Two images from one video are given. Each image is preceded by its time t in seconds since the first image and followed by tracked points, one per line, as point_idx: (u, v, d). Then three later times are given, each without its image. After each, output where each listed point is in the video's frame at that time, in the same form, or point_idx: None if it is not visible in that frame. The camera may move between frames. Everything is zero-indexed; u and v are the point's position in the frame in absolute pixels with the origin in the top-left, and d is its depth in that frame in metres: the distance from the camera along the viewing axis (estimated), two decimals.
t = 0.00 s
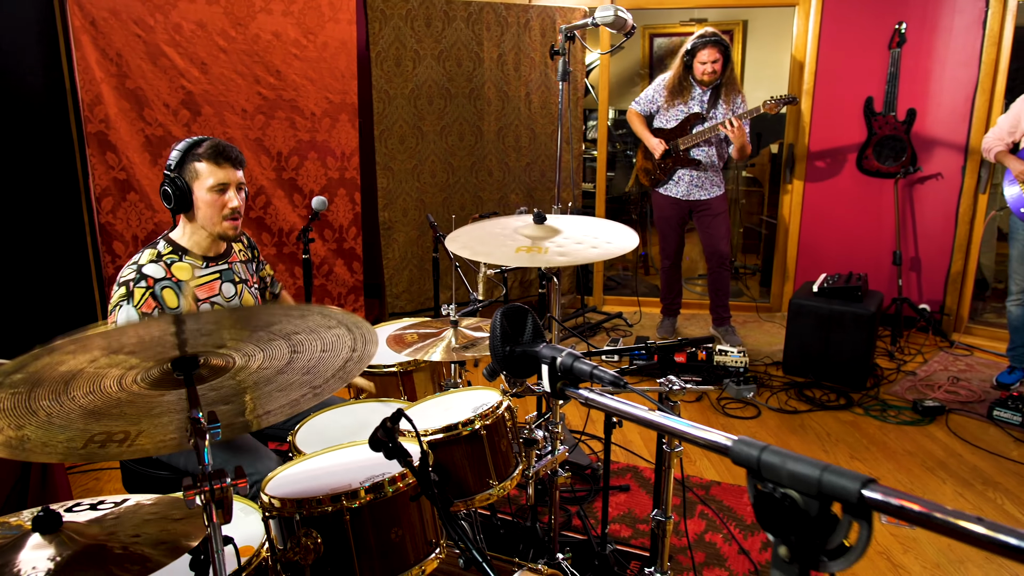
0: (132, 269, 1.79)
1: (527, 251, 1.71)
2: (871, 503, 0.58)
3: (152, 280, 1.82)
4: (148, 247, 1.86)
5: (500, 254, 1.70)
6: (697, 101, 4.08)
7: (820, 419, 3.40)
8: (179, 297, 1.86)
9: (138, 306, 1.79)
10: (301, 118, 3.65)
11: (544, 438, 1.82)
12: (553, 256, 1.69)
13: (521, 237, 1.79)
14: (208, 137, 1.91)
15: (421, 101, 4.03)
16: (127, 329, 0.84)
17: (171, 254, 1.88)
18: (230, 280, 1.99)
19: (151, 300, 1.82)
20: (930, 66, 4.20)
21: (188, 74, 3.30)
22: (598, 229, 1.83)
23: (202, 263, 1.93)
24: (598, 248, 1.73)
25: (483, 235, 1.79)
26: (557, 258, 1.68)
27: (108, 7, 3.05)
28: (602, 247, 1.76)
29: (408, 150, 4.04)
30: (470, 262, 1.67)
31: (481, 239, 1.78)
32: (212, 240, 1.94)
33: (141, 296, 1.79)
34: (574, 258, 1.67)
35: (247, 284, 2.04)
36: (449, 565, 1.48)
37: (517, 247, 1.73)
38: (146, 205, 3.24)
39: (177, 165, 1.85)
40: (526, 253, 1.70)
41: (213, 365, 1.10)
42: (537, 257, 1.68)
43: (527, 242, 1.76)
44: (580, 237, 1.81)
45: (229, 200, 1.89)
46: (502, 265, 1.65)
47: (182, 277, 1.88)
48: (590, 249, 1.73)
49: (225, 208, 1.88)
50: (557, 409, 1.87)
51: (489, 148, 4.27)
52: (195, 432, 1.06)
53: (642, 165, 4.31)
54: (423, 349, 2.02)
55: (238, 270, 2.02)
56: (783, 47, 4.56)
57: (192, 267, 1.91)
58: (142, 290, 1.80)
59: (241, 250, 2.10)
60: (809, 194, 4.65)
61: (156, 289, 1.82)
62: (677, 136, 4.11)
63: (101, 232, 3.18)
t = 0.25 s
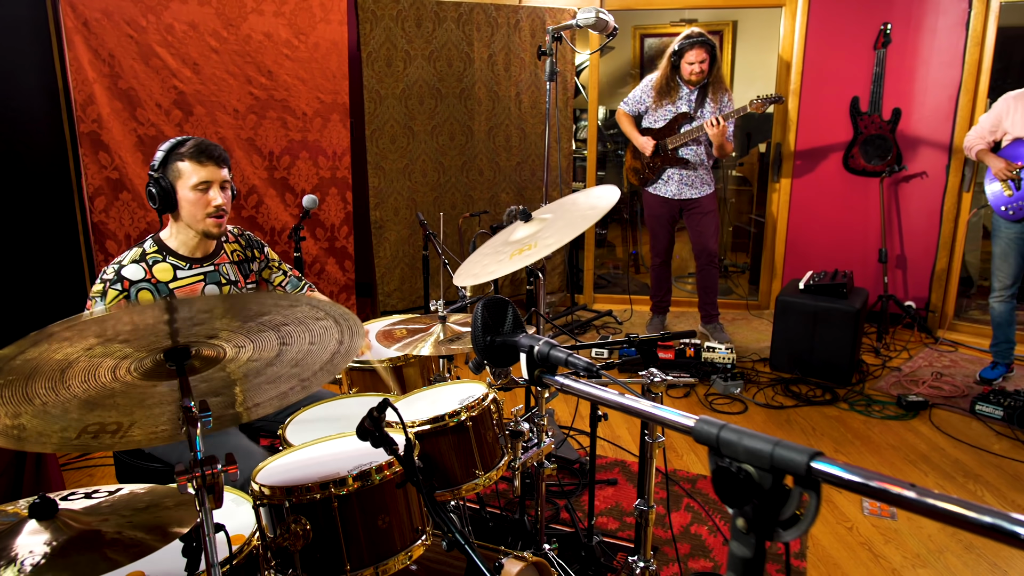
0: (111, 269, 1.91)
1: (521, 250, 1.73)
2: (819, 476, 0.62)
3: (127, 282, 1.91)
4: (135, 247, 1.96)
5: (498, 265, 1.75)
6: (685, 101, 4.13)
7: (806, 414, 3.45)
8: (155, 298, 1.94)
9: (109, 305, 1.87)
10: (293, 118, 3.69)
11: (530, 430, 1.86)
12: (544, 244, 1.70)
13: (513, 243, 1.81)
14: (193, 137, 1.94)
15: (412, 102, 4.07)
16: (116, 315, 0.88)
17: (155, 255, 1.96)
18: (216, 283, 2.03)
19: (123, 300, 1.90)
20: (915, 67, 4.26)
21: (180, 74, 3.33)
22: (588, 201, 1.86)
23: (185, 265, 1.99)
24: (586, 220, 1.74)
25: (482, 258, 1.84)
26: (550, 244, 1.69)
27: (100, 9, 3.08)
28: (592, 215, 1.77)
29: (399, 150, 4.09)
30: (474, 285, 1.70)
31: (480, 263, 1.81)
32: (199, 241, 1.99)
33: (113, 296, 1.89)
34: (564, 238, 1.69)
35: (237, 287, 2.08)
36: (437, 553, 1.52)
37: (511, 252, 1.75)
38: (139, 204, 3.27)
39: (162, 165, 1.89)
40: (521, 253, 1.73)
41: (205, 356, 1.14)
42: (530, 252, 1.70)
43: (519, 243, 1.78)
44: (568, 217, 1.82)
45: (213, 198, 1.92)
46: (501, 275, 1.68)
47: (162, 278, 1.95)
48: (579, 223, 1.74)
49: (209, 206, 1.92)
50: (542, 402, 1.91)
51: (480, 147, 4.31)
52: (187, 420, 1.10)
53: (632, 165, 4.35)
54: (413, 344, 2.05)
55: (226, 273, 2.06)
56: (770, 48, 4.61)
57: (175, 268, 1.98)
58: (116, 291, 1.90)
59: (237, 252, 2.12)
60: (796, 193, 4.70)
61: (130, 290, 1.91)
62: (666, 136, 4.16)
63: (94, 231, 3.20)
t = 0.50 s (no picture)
0: (108, 258, 1.93)
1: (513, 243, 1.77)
2: (780, 451, 0.66)
3: (123, 267, 1.94)
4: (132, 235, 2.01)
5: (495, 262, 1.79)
6: (678, 101, 4.17)
7: (799, 410, 3.49)
8: (152, 284, 1.98)
9: (106, 290, 1.90)
10: (293, 118, 3.73)
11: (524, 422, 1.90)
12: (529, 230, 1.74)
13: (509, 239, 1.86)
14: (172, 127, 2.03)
15: (411, 102, 4.13)
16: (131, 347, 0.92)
17: (151, 242, 2.00)
18: (213, 272, 2.08)
19: (121, 286, 1.93)
20: (908, 68, 4.30)
21: (181, 75, 3.40)
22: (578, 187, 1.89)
23: (180, 252, 2.04)
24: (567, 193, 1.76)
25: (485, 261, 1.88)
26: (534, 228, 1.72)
27: (102, 10, 3.15)
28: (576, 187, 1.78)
29: (398, 149, 4.14)
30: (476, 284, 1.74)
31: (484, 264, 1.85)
32: (190, 227, 2.05)
33: (110, 281, 1.91)
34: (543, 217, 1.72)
35: (232, 275, 2.12)
36: (432, 540, 1.56)
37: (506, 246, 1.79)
38: (141, 203, 3.34)
39: (144, 157, 2.00)
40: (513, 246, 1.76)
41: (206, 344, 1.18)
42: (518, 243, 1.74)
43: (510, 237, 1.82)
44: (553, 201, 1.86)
45: (191, 180, 1.99)
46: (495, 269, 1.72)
47: (158, 265, 1.99)
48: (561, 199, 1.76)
49: (187, 189, 1.98)
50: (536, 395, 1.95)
51: (477, 147, 4.35)
52: (189, 408, 1.16)
53: (629, 165, 4.40)
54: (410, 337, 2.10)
55: (223, 262, 2.11)
56: (764, 48, 4.66)
57: (171, 256, 2.02)
58: (113, 276, 1.92)
59: (235, 244, 2.16)
60: (791, 193, 4.75)
61: (127, 275, 1.94)
62: (663, 136, 4.21)
63: (96, 229, 3.29)
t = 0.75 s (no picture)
0: (119, 249, 2.01)
1: (501, 243, 1.85)
2: (745, 427, 0.71)
3: (136, 259, 2.02)
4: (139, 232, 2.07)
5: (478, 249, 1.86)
6: (672, 101, 4.21)
7: (794, 406, 3.54)
8: (160, 279, 2.05)
9: (116, 280, 1.97)
10: (293, 117, 3.77)
11: (519, 414, 1.95)
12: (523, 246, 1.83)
13: (497, 228, 1.93)
14: (193, 137, 2.02)
15: (410, 102, 4.18)
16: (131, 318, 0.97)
17: (158, 240, 2.07)
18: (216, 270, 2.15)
19: (131, 276, 2.00)
20: (903, 68, 4.35)
21: (183, 75, 3.45)
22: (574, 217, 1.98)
23: (186, 251, 2.11)
24: (568, 235, 1.88)
25: (462, 227, 1.95)
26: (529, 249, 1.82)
27: (106, 12, 3.23)
28: (576, 230, 1.90)
29: (397, 149, 4.20)
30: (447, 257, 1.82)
31: (458, 235, 1.92)
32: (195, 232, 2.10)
33: (120, 271, 1.99)
34: (542, 248, 1.82)
35: (233, 277, 2.20)
36: (428, 528, 1.61)
37: (491, 240, 1.87)
38: (144, 201, 3.40)
39: (159, 163, 1.99)
40: (500, 246, 1.85)
41: (207, 335, 1.23)
42: (509, 249, 1.82)
43: (501, 233, 1.90)
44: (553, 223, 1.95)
45: (207, 201, 2.03)
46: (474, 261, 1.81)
47: (166, 261, 2.07)
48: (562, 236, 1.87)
49: (202, 208, 2.03)
50: (530, 388, 2.00)
51: (477, 146, 4.38)
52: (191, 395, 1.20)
53: (626, 164, 4.44)
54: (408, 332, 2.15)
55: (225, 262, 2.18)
56: (761, 49, 4.71)
57: (177, 253, 2.10)
58: (124, 267, 2.00)
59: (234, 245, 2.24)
60: (787, 192, 4.79)
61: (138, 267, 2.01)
62: (659, 137, 4.24)
63: (100, 227, 3.36)
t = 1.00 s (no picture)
0: (125, 254, 2.02)
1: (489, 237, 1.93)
2: (707, 404, 0.76)
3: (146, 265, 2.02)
4: (143, 232, 2.10)
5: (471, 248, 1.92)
6: (660, 102, 4.26)
7: (780, 401, 3.60)
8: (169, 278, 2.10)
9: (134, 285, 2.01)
10: (286, 117, 3.80)
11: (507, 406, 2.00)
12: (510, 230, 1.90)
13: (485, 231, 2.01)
14: (196, 133, 2.08)
15: (403, 101, 4.24)
16: (126, 288, 1.02)
17: (162, 240, 2.11)
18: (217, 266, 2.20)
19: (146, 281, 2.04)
20: (888, 69, 4.41)
21: (177, 75, 3.49)
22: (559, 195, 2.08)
23: (190, 249, 2.15)
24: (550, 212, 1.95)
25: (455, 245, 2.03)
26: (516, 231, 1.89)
27: (100, 13, 3.28)
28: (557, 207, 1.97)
29: (390, 149, 4.25)
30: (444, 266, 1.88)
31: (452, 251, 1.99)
32: (196, 227, 2.15)
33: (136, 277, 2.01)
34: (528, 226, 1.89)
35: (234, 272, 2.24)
36: (418, 516, 1.66)
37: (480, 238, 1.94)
38: (138, 200, 3.43)
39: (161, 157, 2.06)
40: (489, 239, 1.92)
41: (204, 327, 1.28)
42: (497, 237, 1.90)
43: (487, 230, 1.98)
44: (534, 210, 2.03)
45: (203, 194, 2.07)
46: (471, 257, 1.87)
47: (171, 260, 2.11)
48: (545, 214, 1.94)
49: (198, 201, 2.07)
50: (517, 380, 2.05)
51: (468, 146, 4.43)
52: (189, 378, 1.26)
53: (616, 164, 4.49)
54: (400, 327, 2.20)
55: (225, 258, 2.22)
56: (749, 49, 4.77)
57: (182, 252, 2.14)
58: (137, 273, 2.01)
59: (233, 240, 2.29)
60: (775, 191, 4.85)
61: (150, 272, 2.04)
62: (648, 138, 4.30)
63: (95, 226, 3.39)
